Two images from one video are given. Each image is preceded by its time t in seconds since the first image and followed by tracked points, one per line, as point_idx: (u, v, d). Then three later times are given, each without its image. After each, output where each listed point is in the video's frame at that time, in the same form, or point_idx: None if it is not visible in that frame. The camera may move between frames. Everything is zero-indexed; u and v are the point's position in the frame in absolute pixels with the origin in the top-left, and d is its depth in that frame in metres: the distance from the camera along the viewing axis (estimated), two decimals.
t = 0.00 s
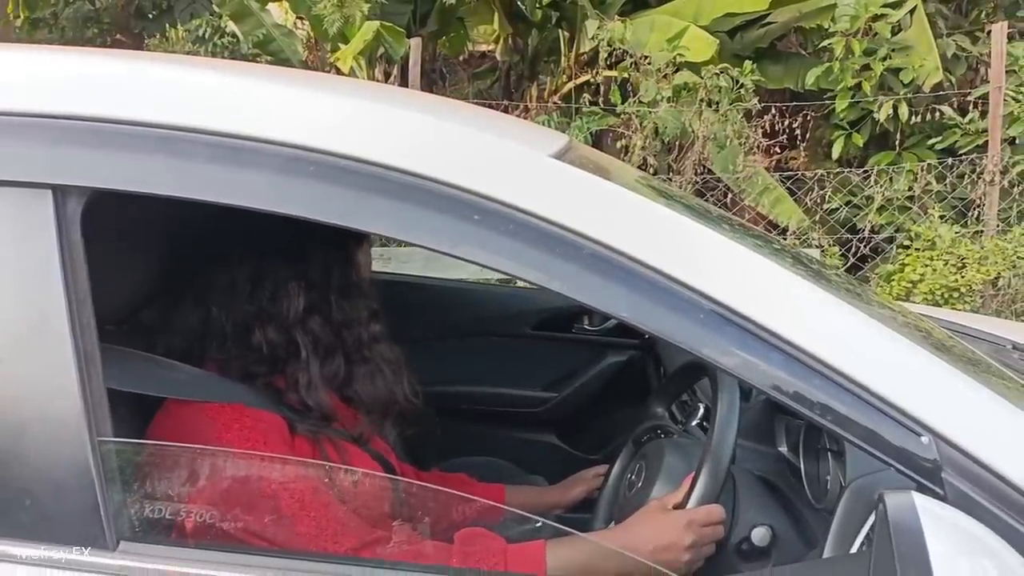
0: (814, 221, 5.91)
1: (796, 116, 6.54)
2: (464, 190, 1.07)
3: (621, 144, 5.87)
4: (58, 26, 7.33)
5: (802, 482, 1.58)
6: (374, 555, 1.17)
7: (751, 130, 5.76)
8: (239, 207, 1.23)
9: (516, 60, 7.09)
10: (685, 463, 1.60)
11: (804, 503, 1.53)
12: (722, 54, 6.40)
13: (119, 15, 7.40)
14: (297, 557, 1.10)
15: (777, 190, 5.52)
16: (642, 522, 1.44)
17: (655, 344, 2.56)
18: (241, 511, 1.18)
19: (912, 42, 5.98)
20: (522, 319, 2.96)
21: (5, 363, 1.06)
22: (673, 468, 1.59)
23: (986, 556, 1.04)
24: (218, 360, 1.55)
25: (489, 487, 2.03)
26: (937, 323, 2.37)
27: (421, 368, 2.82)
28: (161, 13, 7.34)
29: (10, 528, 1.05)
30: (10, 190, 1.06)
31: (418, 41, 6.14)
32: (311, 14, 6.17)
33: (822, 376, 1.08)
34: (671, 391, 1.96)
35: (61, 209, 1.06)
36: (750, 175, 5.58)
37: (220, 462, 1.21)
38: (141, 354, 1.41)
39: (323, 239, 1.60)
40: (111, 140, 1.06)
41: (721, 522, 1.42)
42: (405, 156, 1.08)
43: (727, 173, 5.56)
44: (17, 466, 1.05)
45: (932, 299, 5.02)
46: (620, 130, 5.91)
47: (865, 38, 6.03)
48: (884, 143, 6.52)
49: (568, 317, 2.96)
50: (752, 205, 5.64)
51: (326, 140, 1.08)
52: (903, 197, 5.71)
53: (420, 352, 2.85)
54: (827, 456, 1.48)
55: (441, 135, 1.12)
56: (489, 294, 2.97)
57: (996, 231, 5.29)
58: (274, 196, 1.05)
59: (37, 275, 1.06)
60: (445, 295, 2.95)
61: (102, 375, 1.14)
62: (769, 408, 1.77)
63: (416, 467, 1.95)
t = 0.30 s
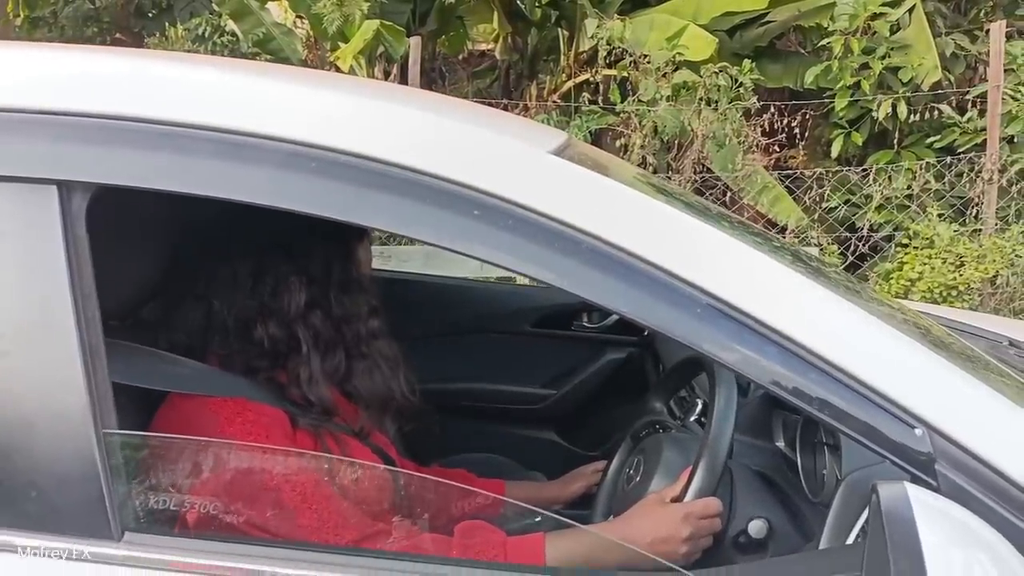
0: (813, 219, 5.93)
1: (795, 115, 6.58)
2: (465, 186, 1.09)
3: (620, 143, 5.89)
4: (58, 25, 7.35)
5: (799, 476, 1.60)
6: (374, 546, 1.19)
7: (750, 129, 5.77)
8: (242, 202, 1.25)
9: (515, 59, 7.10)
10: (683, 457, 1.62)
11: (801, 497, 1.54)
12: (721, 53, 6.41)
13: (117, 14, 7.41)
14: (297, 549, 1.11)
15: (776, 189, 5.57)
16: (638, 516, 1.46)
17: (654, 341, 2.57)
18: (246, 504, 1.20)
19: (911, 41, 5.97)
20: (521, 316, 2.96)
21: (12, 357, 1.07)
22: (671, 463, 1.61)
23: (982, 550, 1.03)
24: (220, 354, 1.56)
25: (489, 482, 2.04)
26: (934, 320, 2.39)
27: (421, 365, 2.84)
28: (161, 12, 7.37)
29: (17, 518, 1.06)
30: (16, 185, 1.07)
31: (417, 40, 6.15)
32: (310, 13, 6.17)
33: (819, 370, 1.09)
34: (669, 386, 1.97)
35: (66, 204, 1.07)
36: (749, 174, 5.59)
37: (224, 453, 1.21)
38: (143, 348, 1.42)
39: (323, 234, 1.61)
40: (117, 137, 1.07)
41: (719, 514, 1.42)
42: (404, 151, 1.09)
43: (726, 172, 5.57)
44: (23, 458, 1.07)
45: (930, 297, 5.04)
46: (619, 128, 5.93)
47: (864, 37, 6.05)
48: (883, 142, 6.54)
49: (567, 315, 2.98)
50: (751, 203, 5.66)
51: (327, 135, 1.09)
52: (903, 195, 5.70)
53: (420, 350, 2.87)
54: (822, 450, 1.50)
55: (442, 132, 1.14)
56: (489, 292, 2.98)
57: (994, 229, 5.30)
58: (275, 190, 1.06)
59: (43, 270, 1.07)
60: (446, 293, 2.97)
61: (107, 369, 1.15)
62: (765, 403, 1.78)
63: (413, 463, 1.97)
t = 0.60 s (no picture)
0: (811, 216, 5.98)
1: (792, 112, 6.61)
2: (464, 180, 1.11)
3: (618, 140, 5.91)
4: (57, 22, 7.37)
5: (792, 466, 1.62)
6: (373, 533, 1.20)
7: (747, 126, 5.79)
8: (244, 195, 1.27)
9: (513, 56, 7.11)
10: (678, 448, 1.64)
11: (794, 487, 1.56)
12: (719, 50, 6.44)
13: (116, 11, 7.41)
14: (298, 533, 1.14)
15: (774, 185, 5.58)
16: (632, 498, 1.49)
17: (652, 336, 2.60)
18: (248, 492, 1.22)
19: (908, 38, 5.98)
20: (519, 311, 3.02)
21: (20, 349, 1.09)
22: (666, 453, 1.64)
23: (965, 532, 1.03)
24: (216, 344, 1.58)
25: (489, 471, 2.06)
26: (927, 314, 2.42)
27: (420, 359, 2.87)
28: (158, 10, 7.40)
29: (27, 504, 1.09)
30: (26, 179, 1.10)
31: (416, 38, 6.17)
32: (309, 11, 6.18)
33: (814, 362, 1.11)
34: (665, 378, 2.00)
35: (73, 197, 1.10)
36: (746, 171, 5.62)
37: (228, 441, 1.25)
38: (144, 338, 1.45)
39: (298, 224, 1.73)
40: (123, 132, 1.10)
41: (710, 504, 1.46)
42: (404, 146, 1.12)
43: (724, 169, 5.59)
44: (32, 446, 1.09)
45: (926, 293, 5.07)
46: (617, 125, 5.95)
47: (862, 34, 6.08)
48: (881, 138, 6.56)
49: (565, 309, 3.01)
50: (748, 200, 5.67)
51: (327, 130, 1.12)
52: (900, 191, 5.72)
53: (419, 344, 2.90)
54: (815, 441, 1.52)
55: (442, 127, 1.16)
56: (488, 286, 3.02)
57: (990, 225, 5.32)
58: (276, 183, 1.09)
59: (50, 261, 1.10)
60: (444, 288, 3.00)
61: (113, 360, 1.17)
62: (759, 395, 1.80)
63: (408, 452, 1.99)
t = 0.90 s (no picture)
0: (809, 212, 6.01)
1: (791, 108, 6.63)
2: (464, 174, 1.13)
3: (617, 136, 5.95)
4: (58, 19, 7.41)
5: (786, 458, 1.64)
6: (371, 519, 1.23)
7: (746, 123, 5.82)
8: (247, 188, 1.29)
9: (513, 52, 7.16)
10: (672, 439, 1.66)
11: (788, 478, 1.59)
12: (718, 46, 6.48)
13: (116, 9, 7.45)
14: (299, 520, 1.16)
15: (773, 181, 5.62)
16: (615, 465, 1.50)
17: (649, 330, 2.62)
18: (247, 480, 1.25)
19: (908, 34, 6.00)
20: (519, 305, 3.05)
21: (27, 339, 1.12)
22: (660, 444, 1.66)
23: (954, 523, 1.00)
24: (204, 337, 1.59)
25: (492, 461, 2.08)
26: (921, 309, 2.45)
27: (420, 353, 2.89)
28: (158, 6, 7.43)
29: (35, 491, 1.11)
30: (28, 172, 1.12)
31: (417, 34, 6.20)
32: (309, 7, 6.20)
33: (814, 359, 1.13)
34: (661, 370, 2.03)
35: (79, 190, 1.12)
36: (746, 167, 5.66)
37: (230, 431, 1.29)
38: (144, 330, 1.46)
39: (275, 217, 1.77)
40: (128, 127, 1.12)
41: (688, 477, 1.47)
42: (402, 140, 1.14)
43: (723, 165, 5.61)
44: (38, 435, 1.11)
45: (924, 288, 5.11)
46: (617, 122, 5.98)
47: (861, 30, 6.12)
48: (880, 134, 6.59)
49: (564, 304, 3.05)
50: (747, 195, 5.70)
51: (329, 125, 1.14)
52: (898, 188, 5.74)
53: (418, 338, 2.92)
54: (809, 432, 1.55)
55: (442, 123, 1.18)
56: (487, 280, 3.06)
57: (989, 221, 5.34)
58: (276, 177, 1.11)
59: (56, 255, 1.12)
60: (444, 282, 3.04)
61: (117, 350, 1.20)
62: (753, 388, 1.82)
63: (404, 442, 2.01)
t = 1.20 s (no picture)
0: (806, 208, 6.04)
1: (788, 104, 6.68)
2: (456, 173, 1.16)
3: (615, 134, 6.01)
4: (57, 18, 7.43)
5: (774, 449, 1.67)
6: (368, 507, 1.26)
7: (743, 119, 5.84)
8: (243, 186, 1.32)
9: (512, 50, 7.19)
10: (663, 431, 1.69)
11: (776, 470, 1.61)
12: (715, 43, 6.50)
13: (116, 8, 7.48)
14: (294, 510, 1.19)
15: (770, 177, 5.62)
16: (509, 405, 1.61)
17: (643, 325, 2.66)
18: (245, 470, 1.29)
19: (904, 32, 6.07)
20: (518, 301, 3.12)
21: (30, 333, 1.15)
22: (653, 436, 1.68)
23: (928, 513, 1.03)
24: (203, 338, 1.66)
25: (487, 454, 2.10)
26: (911, 304, 2.49)
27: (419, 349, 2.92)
28: (157, 4, 7.46)
29: (38, 482, 1.14)
30: (25, 172, 1.15)
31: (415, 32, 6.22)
32: (308, 6, 6.22)
33: (800, 354, 1.16)
34: (653, 365, 2.06)
35: (80, 190, 1.15)
36: (743, 164, 5.67)
37: (228, 424, 1.34)
38: (143, 328, 1.50)
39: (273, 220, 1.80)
40: (127, 128, 1.15)
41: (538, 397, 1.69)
42: (395, 140, 1.17)
43: (720, 162, 5.65)
44: (42, 427, 1.14)
45: (921, 284, 5.16)
46: (614, 118, 6.02)
47: (858, 27, 6.15)
48: (877, 131, 6.62)
49: (560, 301, 3.08)
50: (745, 193, 5.67)
51: (325, 126, 1.17)
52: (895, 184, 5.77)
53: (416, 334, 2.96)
54: (796, 424, 1.58)
55: (435, 123, 1.21)
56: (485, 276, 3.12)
57: (985, 216, 5.36)
58: (273, 176, 1.14)
59: (57, 253, 1.15)
60: (442, 279, 3.09)
61: (118, 345, 1.23)
62: (743, 382, 1.85)
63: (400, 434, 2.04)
